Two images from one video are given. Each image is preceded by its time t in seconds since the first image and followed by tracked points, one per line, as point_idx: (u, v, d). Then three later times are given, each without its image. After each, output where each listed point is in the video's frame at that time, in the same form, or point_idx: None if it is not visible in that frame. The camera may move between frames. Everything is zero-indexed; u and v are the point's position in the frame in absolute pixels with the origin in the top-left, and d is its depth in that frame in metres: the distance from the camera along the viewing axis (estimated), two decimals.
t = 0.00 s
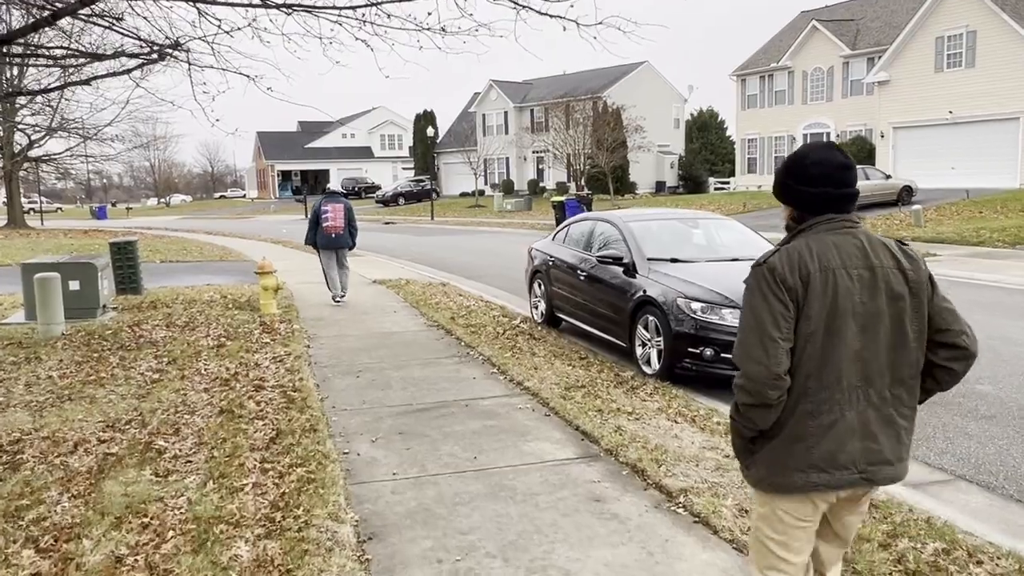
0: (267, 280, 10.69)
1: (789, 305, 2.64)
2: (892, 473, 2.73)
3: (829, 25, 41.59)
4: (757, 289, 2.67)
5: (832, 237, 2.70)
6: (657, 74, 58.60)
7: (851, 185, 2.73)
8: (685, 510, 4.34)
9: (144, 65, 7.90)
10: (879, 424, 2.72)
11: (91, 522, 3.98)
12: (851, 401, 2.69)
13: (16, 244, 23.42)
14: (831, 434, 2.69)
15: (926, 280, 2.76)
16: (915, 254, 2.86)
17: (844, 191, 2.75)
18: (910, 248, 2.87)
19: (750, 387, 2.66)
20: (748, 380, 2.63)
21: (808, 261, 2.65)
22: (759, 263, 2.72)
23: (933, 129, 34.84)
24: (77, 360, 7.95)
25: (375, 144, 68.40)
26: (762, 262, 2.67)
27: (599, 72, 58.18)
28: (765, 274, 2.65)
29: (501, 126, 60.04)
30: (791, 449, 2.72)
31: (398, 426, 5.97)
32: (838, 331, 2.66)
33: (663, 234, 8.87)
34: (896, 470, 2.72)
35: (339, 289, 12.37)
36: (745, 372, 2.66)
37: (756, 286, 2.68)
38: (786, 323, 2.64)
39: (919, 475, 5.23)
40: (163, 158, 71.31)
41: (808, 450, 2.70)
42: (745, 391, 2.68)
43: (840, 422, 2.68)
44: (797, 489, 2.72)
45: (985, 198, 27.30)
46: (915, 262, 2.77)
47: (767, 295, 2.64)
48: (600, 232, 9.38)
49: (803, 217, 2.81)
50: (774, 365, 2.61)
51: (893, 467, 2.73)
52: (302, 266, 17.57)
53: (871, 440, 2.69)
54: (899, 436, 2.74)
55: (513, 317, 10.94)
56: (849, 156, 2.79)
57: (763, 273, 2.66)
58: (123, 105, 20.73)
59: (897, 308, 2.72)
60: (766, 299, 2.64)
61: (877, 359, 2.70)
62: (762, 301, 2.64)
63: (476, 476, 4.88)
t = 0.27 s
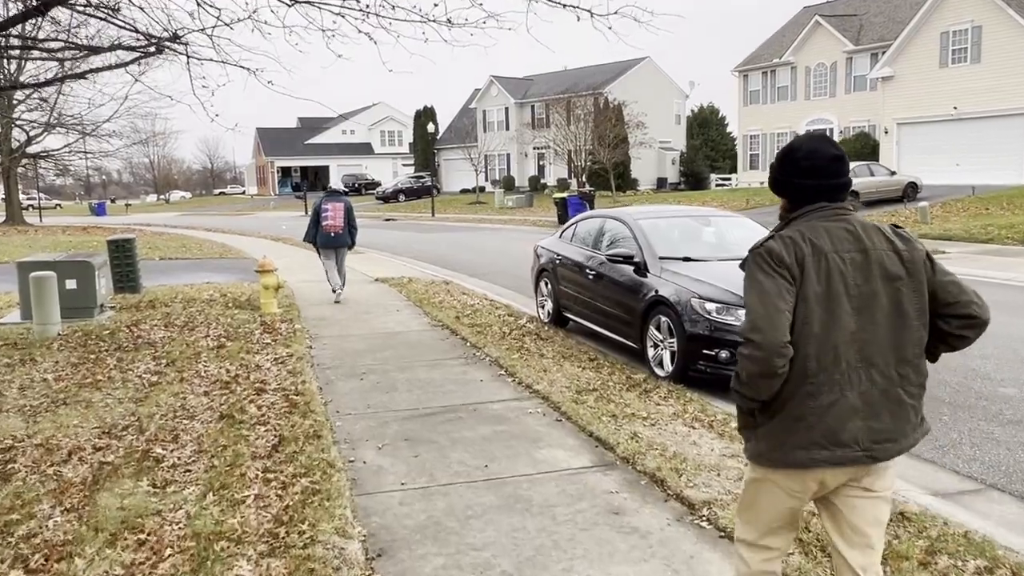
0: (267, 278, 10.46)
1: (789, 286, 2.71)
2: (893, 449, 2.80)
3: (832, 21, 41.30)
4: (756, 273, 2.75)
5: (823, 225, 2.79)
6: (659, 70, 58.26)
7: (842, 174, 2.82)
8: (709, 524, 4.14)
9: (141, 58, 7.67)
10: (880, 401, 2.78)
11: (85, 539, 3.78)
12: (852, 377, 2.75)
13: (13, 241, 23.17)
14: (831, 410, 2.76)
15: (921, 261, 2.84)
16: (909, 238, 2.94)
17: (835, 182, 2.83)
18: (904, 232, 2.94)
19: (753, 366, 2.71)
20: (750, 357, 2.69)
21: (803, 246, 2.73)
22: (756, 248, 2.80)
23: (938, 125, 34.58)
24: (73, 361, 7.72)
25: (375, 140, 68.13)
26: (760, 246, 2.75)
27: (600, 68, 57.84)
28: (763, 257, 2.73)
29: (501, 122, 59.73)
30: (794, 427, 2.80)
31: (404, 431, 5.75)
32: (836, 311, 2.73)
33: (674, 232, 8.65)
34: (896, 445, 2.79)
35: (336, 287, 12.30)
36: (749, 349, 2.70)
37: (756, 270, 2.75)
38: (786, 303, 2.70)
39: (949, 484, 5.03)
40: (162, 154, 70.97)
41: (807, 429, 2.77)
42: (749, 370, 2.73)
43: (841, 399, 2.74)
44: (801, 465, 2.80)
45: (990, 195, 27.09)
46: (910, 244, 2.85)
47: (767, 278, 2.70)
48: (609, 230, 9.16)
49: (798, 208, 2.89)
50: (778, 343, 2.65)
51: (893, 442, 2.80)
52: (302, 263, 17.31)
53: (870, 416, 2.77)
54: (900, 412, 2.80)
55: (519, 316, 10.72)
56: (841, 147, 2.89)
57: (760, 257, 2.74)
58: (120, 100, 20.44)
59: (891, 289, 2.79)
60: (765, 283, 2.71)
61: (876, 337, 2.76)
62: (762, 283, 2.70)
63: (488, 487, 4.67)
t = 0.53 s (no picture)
0: (266, 278, 10.21)
1: (758, 302, 2.65)
2: (872, 454, 2.74)
3: (834, 16, 41.03)
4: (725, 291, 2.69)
5: (790, 238, 2.74)
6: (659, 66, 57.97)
7: (807, 187, 2.77)
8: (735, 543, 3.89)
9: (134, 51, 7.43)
10: (855, 411, 2.72)
11: (69, 566, 3.56)
12: (825, 388, 2.69)
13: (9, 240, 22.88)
14: (807, 421, 2.69)
15: (888, 270, 2.80)
16: (876, 247, 2.90)
17: (802, 194, 2.77)
18: (870, 242, 2.90)
19: (727, 380, 2.64)
20: (721, 375, 2.63)
21: (770, 261, 2.68)
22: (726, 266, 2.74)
23: (941, 122, 34.32)
24: (65, 366, 7.46)
25: (374, 138, 67.81)
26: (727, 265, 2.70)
27: (600, 65, 57.55)
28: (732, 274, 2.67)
29: (501, 119, 59.43)
30: (770, 440, 2.74)
31: (409, 440, 5.50)
32: (806, 323, 2.67)
33: (685, 230, 8.41)
34: (874, 452, 2.73)
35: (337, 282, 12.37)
36: (723, 363, 2.64)
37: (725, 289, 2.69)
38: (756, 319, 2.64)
39: (983, 497, 4.78)
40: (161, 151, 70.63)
41: (785, 441, 2.71)
42: (722, 388, 2.67)
43: (815, 411, 2.68)
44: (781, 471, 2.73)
45: (995, 192, 26.87)
46: (876, 255, 2.81)
47: (736, 295, 2.65)
48: (617, 228, 8.91)
49: (765, 225, 2.84)
50: (750, 360, 2.59)
51: (871, 450, 2.74)
52: (302, 262, 17.03)
53: (846, 425, 2.71)
54: (875, 419, 2.75)
55: (523, 317, 10.48)
56: (804, 162, 2.84)
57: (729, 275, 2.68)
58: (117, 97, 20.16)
59: (860, 298, 2.74)
60: (734, 300, 2.66)
61: (847, 347, 2.71)
62: (731, 301, 2.65)
63: (498, 501, 4.42)
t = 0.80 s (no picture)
0: (265, 279, 9.96)
1: (736, 280, 2.85)
2: (839, 431, 2.95)
3: (836, 13, 40.74)
4: (708, 268, 2.88)
5: (770, 221, 2.92)
6: (658, 64, 57.69)
7: (789, 173, 2.95)
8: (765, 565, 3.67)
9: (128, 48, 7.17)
10: (822, 387, 2.93)
11: None
12: (796, 365, 2.89)
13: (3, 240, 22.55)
14: (780, 396, 2.89)
15: (860, 255, 3.00)
16: (852, 233, 3.08)
17: (784, 179, 2.95)
18: (847, 227, 3.08)
19: (708, 354, 2.84)
20: (701, 348, 2.83)
21: (750, 241, 2.87)
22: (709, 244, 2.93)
23: (944, 119, 34.05)
24: (57, 373, 7.21)
25: (373, 136, 67.46)
26: (710, 244, 2.88)
27: (600, 62, 57.28)
28: (713, 254, 2.86)
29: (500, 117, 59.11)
30: (747, 414, 2.93)
31: (415, 452, 5.26)
32: (780, 303, 2.87)
33: (697, 231, 8.17)
34: (840, 428, 2.93)
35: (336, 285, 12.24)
36: (701, 340, 2.85)
37: (708, 266, 2.88)
38: (734, 296, 2.84)
39: (1018, 511, 4.56)
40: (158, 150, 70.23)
41: (759, 414, 2.90)
42: (702, 361, 2.87)
43: (786, 386, 2.88)
44: (759, 451, 2.91)
45: (1000, 189, 26.63)
46: (851, 240, 3.00)
47: (717, 272, 2.85)
48: (626, 229, 8.68)
49: (748, 207, 3.02)
50: (727, 336, 2.80)
51: (838, 424, 2.94)
52: (301, 263, 16.73)
53: (816, 401, 2.91)
54: (840, 396, 2.95)
55: (528, 320, 10.24)
56: (791, 148, 3.01)
57: (712, 254, 2.87)
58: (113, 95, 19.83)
59: (833, 281, 2.94)
60: (715, 276, 2.85)
61: (817, 326, 2.91)
62: (712, 278, 2.84)
63: (511, 520, 4.19)
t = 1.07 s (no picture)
0: (266, 282, 9.72)
1: (738, 287, 2.94)
2: (835, 439, 2.99)
3: (836, 11, 40.55)
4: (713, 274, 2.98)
5: (778, 232, 2.99)
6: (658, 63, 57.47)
7: (802, 186, 3.01)
8: None
9: (127, 43, 6.94)
10: (818, 395, 2.99)
11: None
12: (794, 372, 2.96)
13: None
14: (776, 401, 2.97)
15: (867, 271, 3.04)
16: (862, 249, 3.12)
17: (796, 192, 3.01)
18: (857, 242, 3.13)
19: (707, 355, 2.94)
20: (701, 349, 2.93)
21: (756, 251, 2.95)
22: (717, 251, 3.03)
23: (947, 117, 33.89)
24: (53, 380, 6.97)
25: (371, 136, 67.18)
26: (718, 251, 2.98)
27: (598, 62, 57.07)
28: (720, 260, 2.96)
29: (499, 117, 58.88)
30: (744, 415, 3.02)
31: (428, 463, 5.03)
32: (782, 312, 2.95)
33: (712, 232, 7.94)
34: (834, 437, 2.98)
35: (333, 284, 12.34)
36: (701, 343, 2.95)
37: (714, 272, 2.98)
38: (735, 302, 2.94)
39: None
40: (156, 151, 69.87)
41: (756, 416, 2.98)
42: (702, 362, 2.98)
43: (783, 391, 2.96)
44: (757, 453, 2.99)
45: (1003, 189, 26.48)
46: (858, 255, 3.04)
47: (721, 278, 2.94)
48: (639, 230, 8.46)
49: (761, 216, 3.10)
50: (725, 340, 2.91)
51: (833, 434, 2.99)
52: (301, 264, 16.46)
53: (811, 408, 2.96)
54: (835, 405, 3.01)
55: (536, 323, 10.00)
56: (809, 162, 3.06)
57: (718, 260, 2.97)
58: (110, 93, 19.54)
59: (837, 294, 2.99)
60: (720, 282, 2.95)
61: (817, 336, 2.97)
62: (716, 283, 2.94)
63: (535, 538, 3.97)
